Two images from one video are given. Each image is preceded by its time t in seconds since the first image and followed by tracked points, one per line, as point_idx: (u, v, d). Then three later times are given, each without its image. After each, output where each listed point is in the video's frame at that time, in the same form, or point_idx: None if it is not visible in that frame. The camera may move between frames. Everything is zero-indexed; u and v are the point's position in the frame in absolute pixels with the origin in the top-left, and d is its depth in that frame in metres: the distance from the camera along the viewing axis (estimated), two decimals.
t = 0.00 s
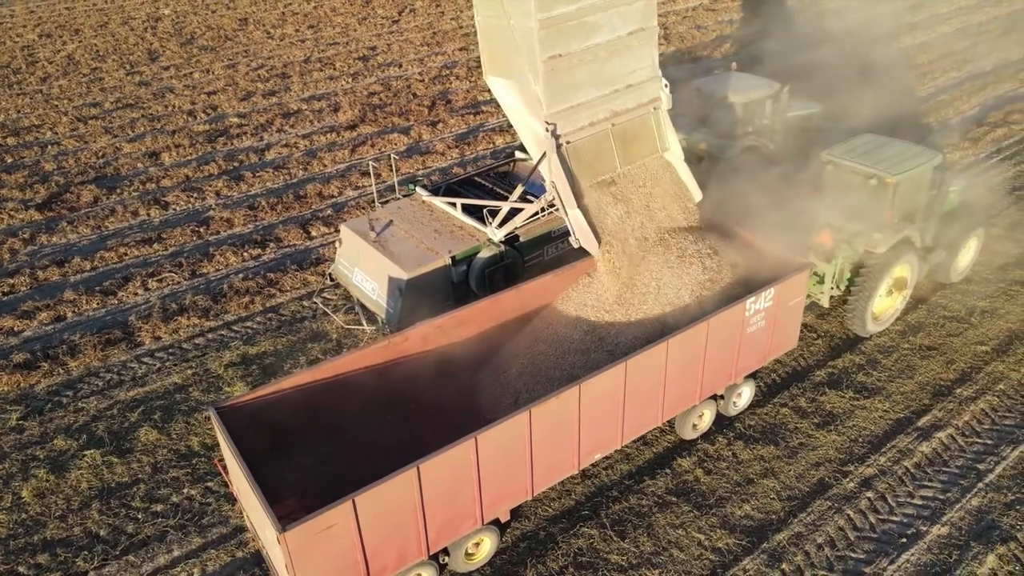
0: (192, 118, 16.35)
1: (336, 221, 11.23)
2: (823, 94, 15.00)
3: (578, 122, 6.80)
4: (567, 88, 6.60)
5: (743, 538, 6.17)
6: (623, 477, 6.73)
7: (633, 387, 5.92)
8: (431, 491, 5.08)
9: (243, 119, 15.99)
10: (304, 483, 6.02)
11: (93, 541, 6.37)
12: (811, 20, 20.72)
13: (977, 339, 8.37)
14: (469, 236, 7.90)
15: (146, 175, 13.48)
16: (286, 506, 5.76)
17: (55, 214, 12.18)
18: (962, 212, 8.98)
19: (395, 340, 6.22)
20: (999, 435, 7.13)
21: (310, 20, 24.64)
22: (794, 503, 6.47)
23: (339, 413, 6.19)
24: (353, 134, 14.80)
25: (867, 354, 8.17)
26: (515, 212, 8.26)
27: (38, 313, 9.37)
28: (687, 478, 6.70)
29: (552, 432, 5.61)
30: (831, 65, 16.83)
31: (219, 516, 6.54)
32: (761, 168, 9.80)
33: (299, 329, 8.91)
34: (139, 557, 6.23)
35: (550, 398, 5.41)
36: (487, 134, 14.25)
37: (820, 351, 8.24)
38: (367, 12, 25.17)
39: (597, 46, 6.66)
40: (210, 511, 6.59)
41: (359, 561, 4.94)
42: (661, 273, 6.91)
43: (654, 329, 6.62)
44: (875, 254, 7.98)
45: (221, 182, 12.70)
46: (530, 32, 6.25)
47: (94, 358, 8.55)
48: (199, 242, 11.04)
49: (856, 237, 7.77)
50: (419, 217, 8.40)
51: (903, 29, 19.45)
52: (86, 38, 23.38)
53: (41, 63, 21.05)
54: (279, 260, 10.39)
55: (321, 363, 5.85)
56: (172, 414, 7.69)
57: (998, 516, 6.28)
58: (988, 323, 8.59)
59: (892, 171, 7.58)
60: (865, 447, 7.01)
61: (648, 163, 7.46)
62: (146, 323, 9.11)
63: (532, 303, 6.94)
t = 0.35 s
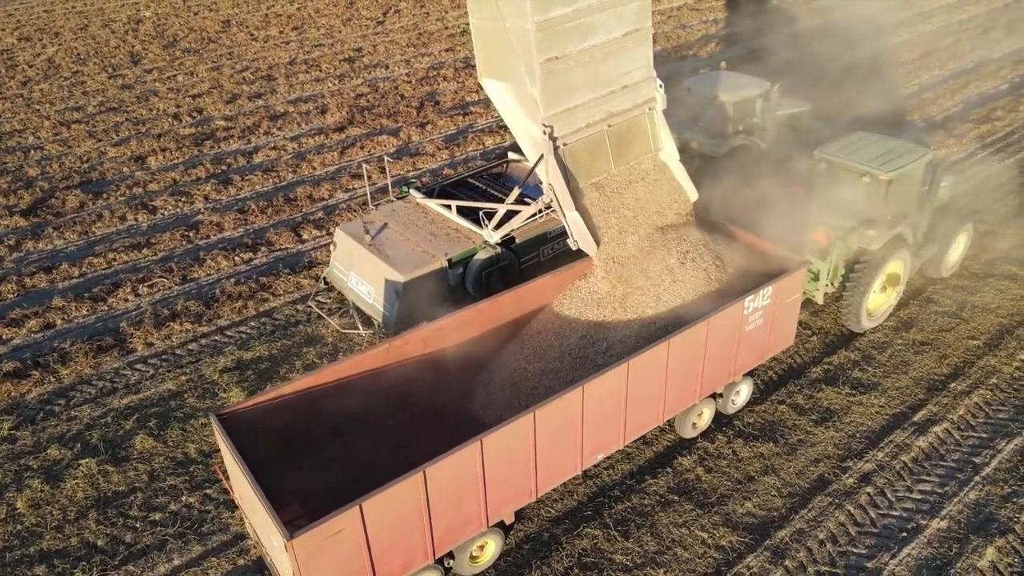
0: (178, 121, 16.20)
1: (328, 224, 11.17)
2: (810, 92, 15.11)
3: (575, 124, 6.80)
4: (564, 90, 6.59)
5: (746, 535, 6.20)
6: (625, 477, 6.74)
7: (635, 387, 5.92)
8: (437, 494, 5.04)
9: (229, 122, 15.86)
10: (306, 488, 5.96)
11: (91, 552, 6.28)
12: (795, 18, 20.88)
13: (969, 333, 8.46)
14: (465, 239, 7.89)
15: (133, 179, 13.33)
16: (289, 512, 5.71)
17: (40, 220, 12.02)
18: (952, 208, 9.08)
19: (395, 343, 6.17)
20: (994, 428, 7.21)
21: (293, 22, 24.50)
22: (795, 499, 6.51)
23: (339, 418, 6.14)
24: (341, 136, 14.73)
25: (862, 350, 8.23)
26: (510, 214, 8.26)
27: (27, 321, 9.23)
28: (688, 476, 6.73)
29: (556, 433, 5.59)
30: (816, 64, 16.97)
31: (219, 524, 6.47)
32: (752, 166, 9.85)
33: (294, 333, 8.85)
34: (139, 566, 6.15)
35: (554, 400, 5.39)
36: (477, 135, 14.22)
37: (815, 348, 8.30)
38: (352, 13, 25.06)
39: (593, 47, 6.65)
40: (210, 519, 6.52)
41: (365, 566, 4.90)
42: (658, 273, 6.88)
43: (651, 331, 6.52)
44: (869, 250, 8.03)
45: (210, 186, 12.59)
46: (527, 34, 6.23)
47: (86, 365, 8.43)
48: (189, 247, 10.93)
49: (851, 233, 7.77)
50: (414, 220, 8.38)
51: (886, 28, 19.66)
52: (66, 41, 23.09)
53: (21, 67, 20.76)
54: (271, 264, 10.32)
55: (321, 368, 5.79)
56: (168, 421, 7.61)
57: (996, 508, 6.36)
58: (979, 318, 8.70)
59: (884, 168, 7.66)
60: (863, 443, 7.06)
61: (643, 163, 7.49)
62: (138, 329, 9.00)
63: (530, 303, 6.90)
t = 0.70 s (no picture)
0: (162, 125, 16.02)
1: (319, 228, 11.10)
2: (796, 90, 15.24)
3: (575, 123, 6.81)
4: (564, 90, 6.61)
5: (749, 532, 6.23)
6: (627, 477, 6.75)
7: (643, 384, 5.94)
8: (452, 494, 5.02)
9: (215, 125, 15.71)
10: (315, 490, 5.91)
11: (90, 563, 6.19)
12: (778, 16, 21.04)
13: (961, 327, 8.56)
14: (462, 240, 7.88)
15: (118, 184, 13.16)
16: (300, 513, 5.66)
17: (25, 227, 11.83)
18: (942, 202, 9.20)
19: (403, 343, 6.12)
20: (989, 421, 7.30)
21: (276, 24, 24.34)
22: (797, 495, 6.55)
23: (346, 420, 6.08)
24: (329, 138, 14.64)
25: (856, 346, 8.31)
26: (506, 215, 8.26)
27: (16, 329, 9.09)
28: (690, 474, 6.75)
29: (567, 432, 5.59)
30: (800, 62, 17.11)
31: (220, 532, 6.40)
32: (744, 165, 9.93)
33: (289, 338, 8.77)
34: None
35: (565, 398, 5.38)
36: (466, 136, 14.19)
37: (811, 345, 8.37)
38: (334, 15, 24.93)
39: (592, 48, 6.67)
40: (211, 527, 6.45)
41: (382, 567, 4.87)
42: (659, 270, 6.92)
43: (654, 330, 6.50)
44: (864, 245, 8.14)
45: (197, 190, 12.46)
46: (528, 34, 6.24)
47: (78, 374, 8.31)
48: (179, 252, 10.82)
49: (847, 231, 7.86)
50: (410, 222, 8.35)
51: (867, 26, 19.89)
52: (44, 45, 22.76)
53: None
54: (263, 268, 10.23)
55: (330, 369, 5.74)
56: (165, 429, 7.52)
57: (994, 500, 6.43)
58: (970, 312, 8.81)
59: (878, 164, 7.71)
60: (862, 438, 7.12)
61: (640, 163, 7.52)
62: (130, 336, 8.90)
63: (534, 302, 6.92)
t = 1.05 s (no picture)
0: (148, 128, 15.86)
1: (312, 230, 11.03)
2: (784, 88, 15.34)
3: (573, 124, 6.79)
4: (561, 90, 6.59)
5: (754, 529, 6.26)
6: (630, 476, 6.76)
7: (657, 377, 5.96)
8: (475, 489, 5.01)
9: (202, 128, 15.58)
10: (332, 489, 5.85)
11: (90, 573, 6.11)
12: (763, 14, 21.19)
13: (955, 322, 8.66)
14: (460, 242, 7.86)
15: (106, 189, 13.01)
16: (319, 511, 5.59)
17: (12, 233, 11.67)
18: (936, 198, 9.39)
19: (418, 340, 6.07)
20: (985, 415, 7.39)
21: (261, 25, 24.17)
22: (799, 492, 6.59)
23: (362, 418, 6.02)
24: (319, 140, 14.56)
25: (853, 342, 8.37)
26: (503, 216, 8.24)
27: (7, 337, 8.96)
28: (693, 473, 6.77)
29: (584, 426, 5.60)
30: (787, 60, 17.23)
31: (223, 539, 6.34)
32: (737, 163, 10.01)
33: (285, 342, 8.71)
34: None
35: (584, 391, 5.39)
36: (457, 136, 14.16)
37: (808, 342, 8.42)
38: (320, 16, 24.81)
39: (589, 48, 6.65)
40: (213, 534, 6.39)
41: (407, 563, 4.84)
42: (667, 265, 6.96)
43: (663, 322, 6.54)
44: (864, 238, 8.31)
45: (187, 194, 12.34)
46: (526, 34, 6.21)
47: (71, 381, 8.20)
48: (171, 257, 10.71)
49: (848, 222, 8.08)
50: (405, 223, 8.31)
51: (851, 25, 20.08)
52: (25, 48, 22.48)
53: None
54: (257, 271, 10.16)
55: (348, 367, 5.67)
56: (163, 436, 7.44)
57: (993, 494, 6.51)
58: (963, 307, 8.92)
59: (880, 158, 7.88)
60: (861, 434, 7.18)
61: (637, 162, 7.52)
62: (123, 342, 8.80)
63: (543, 298, 6.92)
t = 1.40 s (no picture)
0: (136, 132, 15.69)
1: (306, 233, 10.96)
2: (773, 87, 15.43)
3: (575, 125, 6.79)
4: (563, 91, 6.58)
5: (761, 526, 6.28)
6: (636, 476, 6.77)
7: (668, 373, 6.03)
8: (494, 486, 5.06)
9: (191, 131, 15.43)
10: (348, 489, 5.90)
11: None
12: (749, 13, 21.30)
13: (951, 318, 8.74)
14: (460, 243, 7.83)
15: (95, 193, 12.86)
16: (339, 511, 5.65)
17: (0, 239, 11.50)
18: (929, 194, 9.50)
19: (430, 340, 6.09)
20: (984, 409, 7.46)
21: (246, 27, 23.99)
22: (805, 489, 6.63)
23: (376, 418, 6.05)
24: (310, 142, 14.47)
25: (851, 339, 8.43)
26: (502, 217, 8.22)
27: None
28: (699, 471, 6.79)
29: (598, 423, 5.67)
30: (774, 59, 17.34)
31: (228, 546, 6.28)
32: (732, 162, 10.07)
33: (284, 346, 8.65)
34: None
35: (599, 389, 5.45)
36: (449, 137, 14.12)
37: (806, 339, 8.48)
38: (305, 17, 24.67)
39: (590, 48, 6.65)
40: (218, 542, 6.32)
41: (428, 561, 4.89)
42: (673, 262, 7.02)
43: (674, 319, 6.65)
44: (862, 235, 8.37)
45: (178, 198, 12.22)
46: (528, 36, 6.19)
47: (67, 390, 8.10)
48: (164, 261, 10.60)
49: (846, 219, 8.09)
50: (405, 226, 8.26)
51: (837, 23, 20.24)
52: (6, 51, 22.18)
53: None
54: (253, 275, 10.08)
55: (362, 367, 5.69)
56: (163, 443, 7.36)
57: (995, 487, 6.58)
58: (958, 302, 9.00)
59: (877, 155, 7.95)
60: (863, 430, 7.23)
61: (637, 163, 7.52)
62: (119, 348, 8.69)
63: (552, 297, 6.97)
